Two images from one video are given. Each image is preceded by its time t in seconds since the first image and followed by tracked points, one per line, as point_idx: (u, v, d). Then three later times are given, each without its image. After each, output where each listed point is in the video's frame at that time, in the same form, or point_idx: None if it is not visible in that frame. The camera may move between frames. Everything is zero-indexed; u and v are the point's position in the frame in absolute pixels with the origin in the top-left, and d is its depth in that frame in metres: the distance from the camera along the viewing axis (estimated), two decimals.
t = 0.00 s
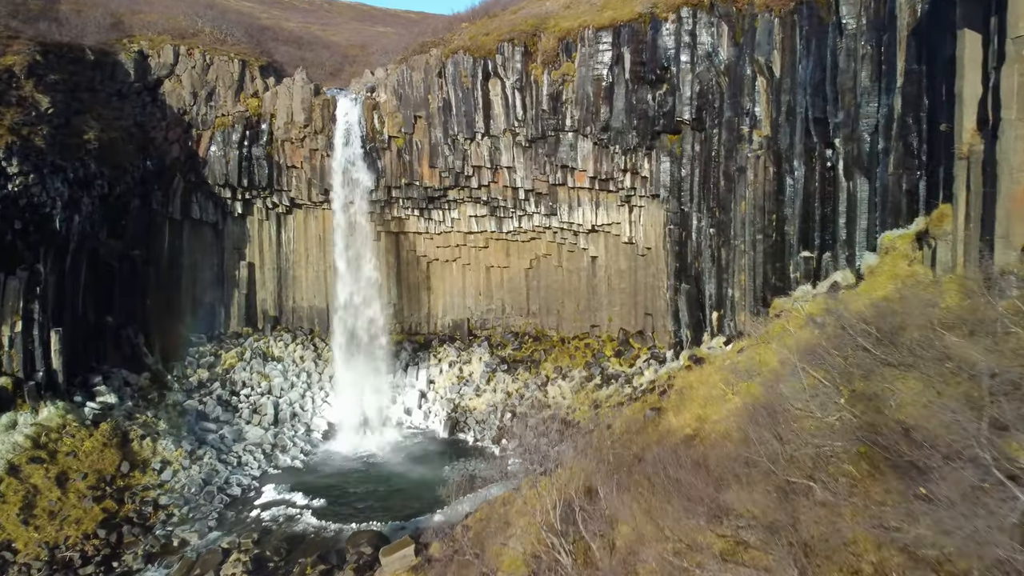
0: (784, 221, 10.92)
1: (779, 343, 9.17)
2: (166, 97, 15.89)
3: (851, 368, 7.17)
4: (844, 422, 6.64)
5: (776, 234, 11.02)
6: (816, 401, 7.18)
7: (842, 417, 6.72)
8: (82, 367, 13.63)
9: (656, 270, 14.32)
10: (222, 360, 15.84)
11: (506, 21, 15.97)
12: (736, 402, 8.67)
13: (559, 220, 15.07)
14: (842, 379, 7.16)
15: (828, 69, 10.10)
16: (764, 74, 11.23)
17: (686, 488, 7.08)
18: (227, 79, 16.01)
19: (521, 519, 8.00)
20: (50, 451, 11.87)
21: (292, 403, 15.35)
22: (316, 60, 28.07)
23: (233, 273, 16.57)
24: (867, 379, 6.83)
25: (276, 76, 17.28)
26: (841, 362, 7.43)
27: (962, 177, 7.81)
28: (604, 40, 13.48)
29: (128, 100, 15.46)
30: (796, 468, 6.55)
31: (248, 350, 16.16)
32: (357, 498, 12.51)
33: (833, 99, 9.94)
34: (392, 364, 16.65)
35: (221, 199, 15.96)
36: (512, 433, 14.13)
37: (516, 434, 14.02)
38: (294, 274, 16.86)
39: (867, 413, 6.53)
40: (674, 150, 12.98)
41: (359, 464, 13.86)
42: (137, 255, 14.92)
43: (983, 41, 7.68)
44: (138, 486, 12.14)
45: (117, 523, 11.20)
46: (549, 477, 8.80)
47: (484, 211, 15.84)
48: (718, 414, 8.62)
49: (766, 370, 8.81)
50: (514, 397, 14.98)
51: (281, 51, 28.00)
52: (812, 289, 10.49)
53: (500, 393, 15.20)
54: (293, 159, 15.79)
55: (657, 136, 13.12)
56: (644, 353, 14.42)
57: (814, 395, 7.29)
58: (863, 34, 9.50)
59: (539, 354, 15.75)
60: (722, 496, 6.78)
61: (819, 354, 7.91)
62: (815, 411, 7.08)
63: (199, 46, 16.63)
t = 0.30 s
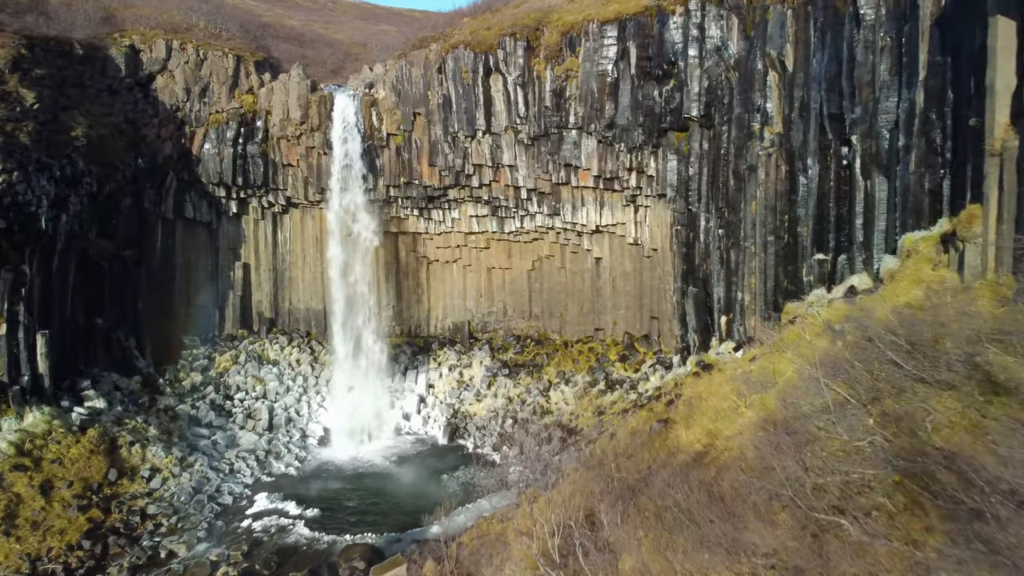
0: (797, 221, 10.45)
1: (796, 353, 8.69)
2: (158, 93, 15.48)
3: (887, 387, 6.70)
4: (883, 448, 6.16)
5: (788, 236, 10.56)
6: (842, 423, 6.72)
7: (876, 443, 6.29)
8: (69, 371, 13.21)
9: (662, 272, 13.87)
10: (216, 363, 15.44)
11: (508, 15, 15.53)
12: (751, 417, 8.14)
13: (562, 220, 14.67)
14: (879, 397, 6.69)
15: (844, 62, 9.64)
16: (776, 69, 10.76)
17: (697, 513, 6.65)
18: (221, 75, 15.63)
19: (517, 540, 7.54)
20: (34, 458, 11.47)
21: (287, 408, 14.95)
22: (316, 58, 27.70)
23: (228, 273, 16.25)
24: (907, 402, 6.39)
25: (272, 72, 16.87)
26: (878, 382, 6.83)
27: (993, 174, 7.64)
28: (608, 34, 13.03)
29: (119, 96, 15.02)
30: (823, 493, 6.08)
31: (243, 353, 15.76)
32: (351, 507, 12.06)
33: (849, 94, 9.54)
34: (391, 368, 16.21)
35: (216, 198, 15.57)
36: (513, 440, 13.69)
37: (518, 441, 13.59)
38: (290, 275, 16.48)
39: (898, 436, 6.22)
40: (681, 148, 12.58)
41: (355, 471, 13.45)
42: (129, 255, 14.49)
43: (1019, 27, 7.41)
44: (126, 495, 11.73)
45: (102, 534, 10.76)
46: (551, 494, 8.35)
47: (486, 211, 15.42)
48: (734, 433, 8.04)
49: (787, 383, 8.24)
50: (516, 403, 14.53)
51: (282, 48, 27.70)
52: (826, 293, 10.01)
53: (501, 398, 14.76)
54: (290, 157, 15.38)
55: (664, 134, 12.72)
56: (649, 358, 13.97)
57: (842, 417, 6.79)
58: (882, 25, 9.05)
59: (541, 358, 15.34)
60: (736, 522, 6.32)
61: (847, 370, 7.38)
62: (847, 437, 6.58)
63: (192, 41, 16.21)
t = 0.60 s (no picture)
0: (811, 222, 10.02)
1: (814, 363, 8.26)
2: (152, 89, 15.13)
3: (917, 399, 6.28)
4: (907, 458, 5.76)
5: (802, 238, 10.15)
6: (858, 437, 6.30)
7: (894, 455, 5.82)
8: (60, 375, 12.86)
9: (670, 274, 13.45)
10: (212, 366, 15.11)
11: (511, 10, 15.12)
12: (768, 433, 7.68)
13: (566, 221, 14.29)
14: (911, 410, 6.23)
15: (863, 56, 9.20)
16: (790, 63, 10.34)
17: (709, 535, 6.24)
18: (217, 72, 15.32)
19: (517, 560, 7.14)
20: (21, 466, 11.13)
21: (285, 413, 14.56)
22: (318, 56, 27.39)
23: (224, 276, 15.84)
24: (938, 416, 5.97)
25: (270, 69, 16.50)
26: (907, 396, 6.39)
27: None
28: (615, 29, 12.63)
29: (113, 92, 14.64)
30: (836, 506, 5.70)
31: (240, 356, 15.39)
32: (347, 517, 11.65)
33: (868, 89, 9.12)
34: (391, 372, 15.80)
35: (212, 198, 15.19)
36: (516, 447, 13.28)
37: (521, 449, 13.19)
38: (288, 277, 16.09)
39: (940, 463, 5.57)
40: (690, 146, 12.24)
41: (353, 478, 13.05)
42: (123, 256, 14.11)
43: None
44: (116, 503, 11.36)
45: (90, 544, 10.39)
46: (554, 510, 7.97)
47: (488, 211, 15.05)
48: (750, 449, 7.56)
49: (810, 395, 7.77)
50: (519, 408, 14.11)
51: (284, 46, 27.39)
52: (843, 298, 9.59)
53: (503, 404, 14.35)
54: (287, 156, 15.00)
55: (672, 132, 12.38)
56: (657, 363, 13.56)
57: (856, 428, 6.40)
58: (904, 16, 8.61)
59: (545, 362, 14.92)
60: (749, 544, 5.92)
61: (873, 385, 6.82)
62: (864, 450, 6.10)
63: (188, 36, 15.84)
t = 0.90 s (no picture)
0: (830, 225, 9.52)
1: (837, 378, 7.76)
2: (145, 86, 14.65)
3: (954, 412, 5.79)
4: (946, 487, 5.30)
5: (819, 241, 9.67)
6: (891, 461, 5.86)
7: (935, 487, 5.36)
8: (47, 381, 12.43)
9: (680, 278, 12.96)
10: (207, 372, 14.68)
11: (515, 4, 14.66)
12: (791, 454, 7.16)
13: (572, 222, 13.83)
14: (943, 422, 5.75)
15: (887, 49, 8.65)
16: (807, 58, 9.85)
17: (731, 571, 5.74)
18: (212, 68, 14.84)
19: None
20: (4, 477, 10.73)
21: (281, 420, 14.12)
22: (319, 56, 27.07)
23: (219, 279, 15.39)
24: (976, 432, 5.50)
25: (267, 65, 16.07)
26: (933, 412, 5.96)
27: None
28: (623, 23, 12.23)
29: (104, 89, 14.20)
30: (877, 547, 5.20)
31: (236, 361, 14.96)
32: (344, 530, 11.18)
33: (892, 84, 8.58)
34: (391, 378, 15.35)
35: (207, 198, 14.75)
36: (520, 457, 12.81)
37: (525, 459, 12.72)
38: (286, 280, 15.65)
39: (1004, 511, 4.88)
40: (701, 145, 11.80)
41: (350, 489, 12.58)
42: (114, 257, 13.67)
43: None
44: (103, 516, 10.92)
45: (74, 560, 9.93)
46: (561, 537, 7.49)
47: (492, 212, 14.60)
48: (768, 470, 7.08)
49: (835, 412, 7.26)
50: (522, 416, 13.64)
51: (286, 45, 26.97)
52: (865, 305, 9.08)
53: (506, 411, 13.87)
54: (285, 155, 14.56)
55: (683, 130, 11.94)
56: (666, 371, 13.06)
57: (887, 452, 5.95)
58: (933, 4, 8.06)
59: (550, 369, 14.44)
60: None
61: (904, 402, 6.37)
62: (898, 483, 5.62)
63: (182, 32, 15.40)
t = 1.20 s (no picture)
0: (850, 230, 9.08)
1: (861, 396, 7.30)
2: (140, 85, 14.30)
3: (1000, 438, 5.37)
4: (991, 516, 4.82)
5: (838, 247, 9.26)
6: (937, 498, 5.23)
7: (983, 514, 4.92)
8: (38, 389, 12.10)
9: (690, 283, 12.53)
10: (203, 378, 14.29)
11: None
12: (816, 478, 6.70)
13: (579, 225, 13.41)
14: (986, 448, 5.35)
15: (913, 45, 8.18)
16: (825, 54, 9.38)
17: None
18: (209, 65, 14.42)
19: None
20: None
21: (279, 427, 13.75)
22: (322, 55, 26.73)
23: (216, 282, 15.03)
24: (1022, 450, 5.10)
25: (266, 63, 15.69)
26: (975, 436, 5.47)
27: None
28: (632, 19, 11.78)
29: (97, 88, 13.92)
30: None
31: (233, 367, 14.59)
32: (341, 546, 10.77)
33: (918, 82, 8.12)
34: (393, 384, 14.96)
35: (204, 199, 14.38)
36: (525, 467, 12.39)
37: (530, 469, 12.30)
38: (285, 283, 15.26)
39: None
40: (713, 146, 11.37)
41: (349, 500, 12.17)
42: (109, 260, 13.29)
43: None
44: (92, 528, 10.56)
45: None
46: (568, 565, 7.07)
47: (496, 214, 14.19)
48: (788, 494, 6.65)
49: (860, 435, 6.77)
50: (527, 425, 13.21)
51: (289, 44, 26.67)
52: (888, 315, 8.68)
53: (511, 420, 13.46)
54: (283, 155, 14.19)
55: (694, 130, 11.52)
56: (675, 379, 12.62)
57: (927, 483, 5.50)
58: None
59: (555, 376, 14.01)
60: None
61: (948, 422, 5.86)
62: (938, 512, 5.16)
63: (179, 28, 15.03)
